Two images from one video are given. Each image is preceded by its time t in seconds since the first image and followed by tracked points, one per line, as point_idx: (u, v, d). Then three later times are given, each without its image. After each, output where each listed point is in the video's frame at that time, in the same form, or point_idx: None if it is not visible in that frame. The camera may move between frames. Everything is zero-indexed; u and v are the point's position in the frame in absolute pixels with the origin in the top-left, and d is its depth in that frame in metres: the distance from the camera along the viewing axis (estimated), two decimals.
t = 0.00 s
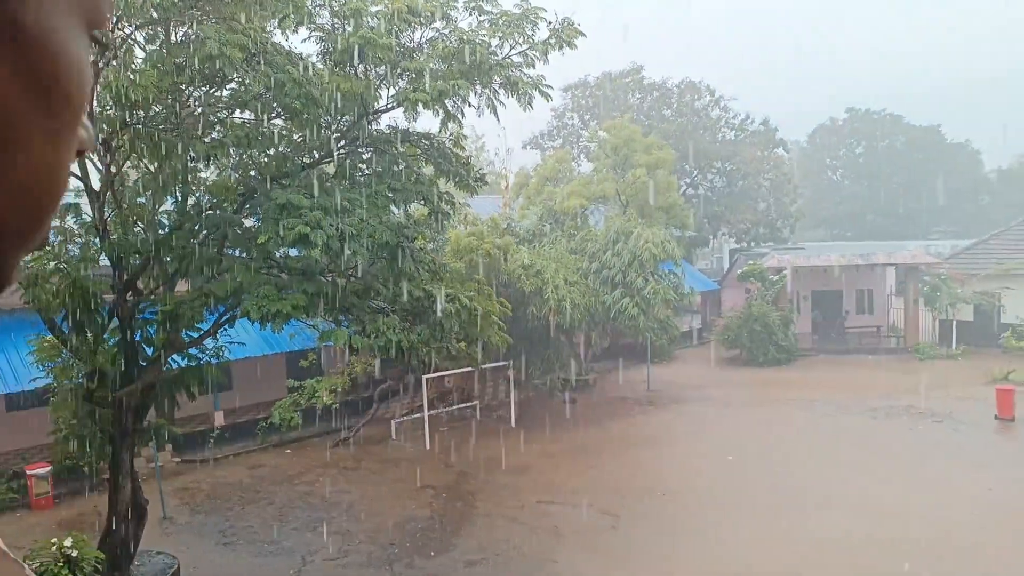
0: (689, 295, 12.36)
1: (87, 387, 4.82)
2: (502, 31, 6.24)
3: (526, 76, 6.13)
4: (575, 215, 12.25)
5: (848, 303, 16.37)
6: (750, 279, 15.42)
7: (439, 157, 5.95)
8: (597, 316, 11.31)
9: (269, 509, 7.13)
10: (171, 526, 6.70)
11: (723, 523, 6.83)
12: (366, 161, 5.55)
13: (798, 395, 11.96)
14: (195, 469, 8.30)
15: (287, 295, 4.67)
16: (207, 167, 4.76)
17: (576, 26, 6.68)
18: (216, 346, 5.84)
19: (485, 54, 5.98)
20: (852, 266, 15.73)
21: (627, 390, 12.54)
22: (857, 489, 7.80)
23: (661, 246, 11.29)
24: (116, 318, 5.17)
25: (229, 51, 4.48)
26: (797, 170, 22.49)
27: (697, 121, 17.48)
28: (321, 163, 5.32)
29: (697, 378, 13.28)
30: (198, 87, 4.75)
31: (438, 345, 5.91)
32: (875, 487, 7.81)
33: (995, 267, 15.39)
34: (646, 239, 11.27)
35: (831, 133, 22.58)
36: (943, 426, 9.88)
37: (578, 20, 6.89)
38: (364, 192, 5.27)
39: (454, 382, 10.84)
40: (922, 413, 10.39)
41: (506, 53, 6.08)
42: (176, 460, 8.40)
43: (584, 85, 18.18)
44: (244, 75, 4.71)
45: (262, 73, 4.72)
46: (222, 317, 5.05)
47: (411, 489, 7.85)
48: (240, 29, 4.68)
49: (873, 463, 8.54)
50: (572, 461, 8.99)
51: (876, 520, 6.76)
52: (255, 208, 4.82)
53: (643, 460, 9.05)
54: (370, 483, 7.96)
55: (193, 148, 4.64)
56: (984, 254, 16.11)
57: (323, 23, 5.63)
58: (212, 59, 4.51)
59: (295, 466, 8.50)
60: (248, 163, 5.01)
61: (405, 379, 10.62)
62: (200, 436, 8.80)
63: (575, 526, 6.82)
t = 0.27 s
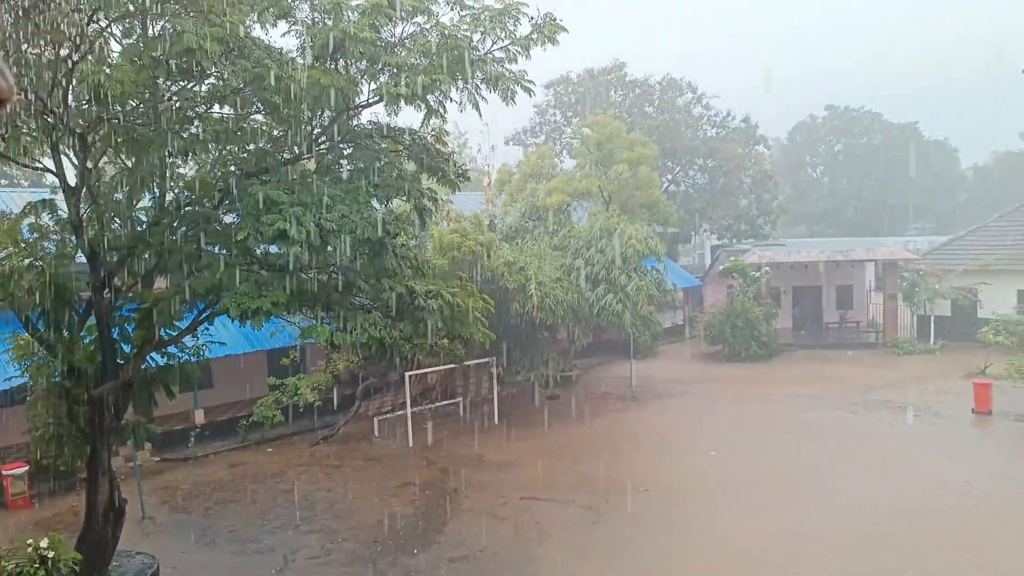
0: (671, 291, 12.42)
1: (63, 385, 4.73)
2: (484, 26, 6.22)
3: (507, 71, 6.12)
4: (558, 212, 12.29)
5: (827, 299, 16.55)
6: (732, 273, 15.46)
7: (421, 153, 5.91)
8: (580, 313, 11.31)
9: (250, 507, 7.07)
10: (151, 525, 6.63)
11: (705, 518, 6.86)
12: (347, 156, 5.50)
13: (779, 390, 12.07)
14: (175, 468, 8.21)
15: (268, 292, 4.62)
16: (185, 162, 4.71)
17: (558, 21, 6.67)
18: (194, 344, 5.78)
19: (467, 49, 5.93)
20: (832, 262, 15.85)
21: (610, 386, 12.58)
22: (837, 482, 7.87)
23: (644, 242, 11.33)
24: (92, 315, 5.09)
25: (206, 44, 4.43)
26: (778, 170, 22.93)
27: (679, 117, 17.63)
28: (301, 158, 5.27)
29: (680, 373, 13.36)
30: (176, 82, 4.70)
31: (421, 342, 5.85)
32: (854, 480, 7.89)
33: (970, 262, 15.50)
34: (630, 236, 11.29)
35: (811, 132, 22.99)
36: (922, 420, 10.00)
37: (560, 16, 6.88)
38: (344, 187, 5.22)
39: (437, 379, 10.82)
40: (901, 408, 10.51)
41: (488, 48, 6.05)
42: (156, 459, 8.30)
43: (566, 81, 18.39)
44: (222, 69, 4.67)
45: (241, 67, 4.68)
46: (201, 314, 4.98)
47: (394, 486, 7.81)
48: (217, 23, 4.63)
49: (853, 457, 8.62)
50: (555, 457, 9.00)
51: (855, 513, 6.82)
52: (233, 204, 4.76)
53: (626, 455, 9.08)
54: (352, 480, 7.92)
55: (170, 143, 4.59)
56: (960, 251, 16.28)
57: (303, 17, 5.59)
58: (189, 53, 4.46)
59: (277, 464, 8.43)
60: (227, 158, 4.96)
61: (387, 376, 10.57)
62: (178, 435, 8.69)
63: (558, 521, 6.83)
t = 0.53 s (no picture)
0: (663, 290, 12.42)
1: (49, 384, 4.67)
2: (475, 22, 6.18)
3: (498, 67, 6.08)
4: (550, 210, 12.28)
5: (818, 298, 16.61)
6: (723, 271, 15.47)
7: (411, 150, 5.88)
8: (572, 311, 11.28)
9: (239, 508, 7.02)
10: (138, 526, 6.57)
11: (698, 517, 6.83)
12: (337, 154, 5.45)
13: (770, 388, 12.09)
14: (163, 468, 8.15)
15: (256, 290, 4.55)
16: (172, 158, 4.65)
17: (549, 18, 6.64)
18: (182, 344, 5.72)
19: (458, 45, 5.90)
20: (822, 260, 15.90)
21: (601, 385, 12.58)
22: (828, 480, 7.87)
23: (636, 240, 11.31)
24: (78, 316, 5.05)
25: (193, 38, 4.38)
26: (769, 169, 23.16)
27: (671, 116, 17.68)
28: (290, 156, 5.23)
29: (671, 372, 13.37)
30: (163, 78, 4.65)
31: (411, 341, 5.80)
32: (845, 479, 7.89)
33: (959, 261, 15.61)
34: (622, 234, 11.27)
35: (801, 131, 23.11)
36: (912, 418, 10.04)
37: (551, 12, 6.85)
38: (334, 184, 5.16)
39: (428, 378, 10.79)
40: (891, 406, 10.54)
41: (479, 44, 6.01)
42: (144, 459, 8.24)
43: (558, 79, 18.46)
44: (210, 65, 4.62)
45: (228, 63, 4.63)
46: (188, 313, 4.95)
47: (384, 486, 7.77)
48: (205, 17, 4.57)
49: (843, 456, 8.64)
50: (547, 456, 8.98)
51: (846, 511, 6.82)
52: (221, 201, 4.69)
53: (617, 454, 9.07)
54: (343, 480, 7.88)
55: (157, 140, 4.54)
56: (949, 250, 16.39)
57: (293, 12, 5.54)
58: (176, 49, 4.40)
59: (266, 464, 8.37)
60: (216, 155, 4.91)
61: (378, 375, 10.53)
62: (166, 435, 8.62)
63: (549, 521, 6.80)
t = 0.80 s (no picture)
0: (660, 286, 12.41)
1: (40, 382, 4.63)
2: (470, 16, 6.14)
3: (493, 62, 6.04)
4: (546, 206, 12.26)
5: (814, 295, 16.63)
6: (720, 268, 15.45)
7: (406, 146, 5.84)
8: (568, 308, 11.24)
9: (233, 506, 6.99)
10: (132, 524, 6.54)
11: (697, 517, 6.74)
12: (331, 149, 5.41)
13: (766, 385, 12.08)
14: (157, 466, 8.12)
15: (250, 287, 4.51)
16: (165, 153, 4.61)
17: (545, 12, 6.60)
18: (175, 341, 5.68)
19: (453, 40, 5.87)
20: (818, 257, 15.90)
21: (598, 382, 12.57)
22: (824, 477, 7.86)
23: (632, 236, 11.28)
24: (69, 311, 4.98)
25: (185, 31, 4.33)
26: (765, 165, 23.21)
27: (667, 112, 17.67)
28: (284, 151, 5.19)
29: (668, 369, 13.35)
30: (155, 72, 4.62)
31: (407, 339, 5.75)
32: (842, 475, 7.87)
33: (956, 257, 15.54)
34: (619, 230, 11.25)
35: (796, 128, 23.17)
36: (909, 415, 10.02)
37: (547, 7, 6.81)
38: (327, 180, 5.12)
39: (424, 375, 10.77)
40: (887, 402, 10.54)
41: (474, 39, 5.97)
42: (138, 457, 8.20)
43: (554, 75, 18.46)
44: (202, 59, 4.57)
45: (221, 57, 4.59)
46: (182, 310, 4.89)
47: (380, 483, 7.75)
48: (197, 9, 4.53)
49: (839, 452, 8.62)
50: (543, 453, 8.96)
51: (843, 508, 6.80)
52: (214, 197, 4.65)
53: (613, 451, 9.06)
54: (338, 478, 7.85)
55: (149, 135, 4.50)
56: (946, 245, 16.31)
57: (286, 7, 5.50)
58: (167, 42, 4.36)
59: (261, 462, 8.34)
60: (209, 151, 4.88)
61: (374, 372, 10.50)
62: (160, 433, 8.57)
63: (545, 518, 6.78)
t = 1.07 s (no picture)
0: (656, 282, 12.42)
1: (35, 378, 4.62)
2: (465, 11, 6.12)
3: (489, 57, 6.02)
4: (542, 202, 12.27)
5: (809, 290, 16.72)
6: (716, 264, 15.45)
7: (402, 142, 5.82)
8: (564, 304, 11.23)
9: (229, 502, 6.98)
10: (127, 521, 6.53)
11: (695, 517, 6.61)
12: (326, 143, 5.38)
13: (761, 380, 12.11)
14: (152, 462, 8.10)
15: (244, 283, 4.48)
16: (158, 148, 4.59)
17: (541, 7, 6.58)
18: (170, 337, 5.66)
19: (448, 35, 5.85)
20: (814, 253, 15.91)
21: (594, 378, 12.60)
22: (820, 471, 7.88)
23: (628, 232, 11.29)
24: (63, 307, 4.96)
25: (179, 24, 4.30)
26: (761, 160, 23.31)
27: (663, 108, 17.69)
28: (279, 147, 5.17)
29: (663, 365, 13.39)
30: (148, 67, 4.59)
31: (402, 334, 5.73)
32: (838, 470, 7.89)
33: (952, 255, 15.80)
34: (615, 226, 11.25)
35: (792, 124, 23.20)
36: (904, 410, 10.07)
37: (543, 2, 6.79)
38: (322, 175, 5.09)
39: (419, 371, 10.77)
40: (882, 399, 10.57)
41: (469, 34, 5.95)
42: (133, 454, 8.19)
43: (550, 71, 18.47)
44: (196, 54, 4.54)
45: (214, 52, 4.56)
46: (176, 306, 4.89)
47: (375, 480, 7.74)
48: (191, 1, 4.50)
49: (834, 447, 8.65)
50: (540, 449, 8.97)
51: (837, 503, 6.82)
52: (208, 191, 4.63)
53: (609, 446, 9.07)
54: (334, 474, 7.85)
55: (142, 129, 4.47)
56: (941, 243, 16.50)
57: None
58: (160, 36, 4.33)
59: (257, 458, 8.33)
60: (203, 146, 4.86)
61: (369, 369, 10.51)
62: (156, 429, 8.56)
63: (540, 513, 6.79)
